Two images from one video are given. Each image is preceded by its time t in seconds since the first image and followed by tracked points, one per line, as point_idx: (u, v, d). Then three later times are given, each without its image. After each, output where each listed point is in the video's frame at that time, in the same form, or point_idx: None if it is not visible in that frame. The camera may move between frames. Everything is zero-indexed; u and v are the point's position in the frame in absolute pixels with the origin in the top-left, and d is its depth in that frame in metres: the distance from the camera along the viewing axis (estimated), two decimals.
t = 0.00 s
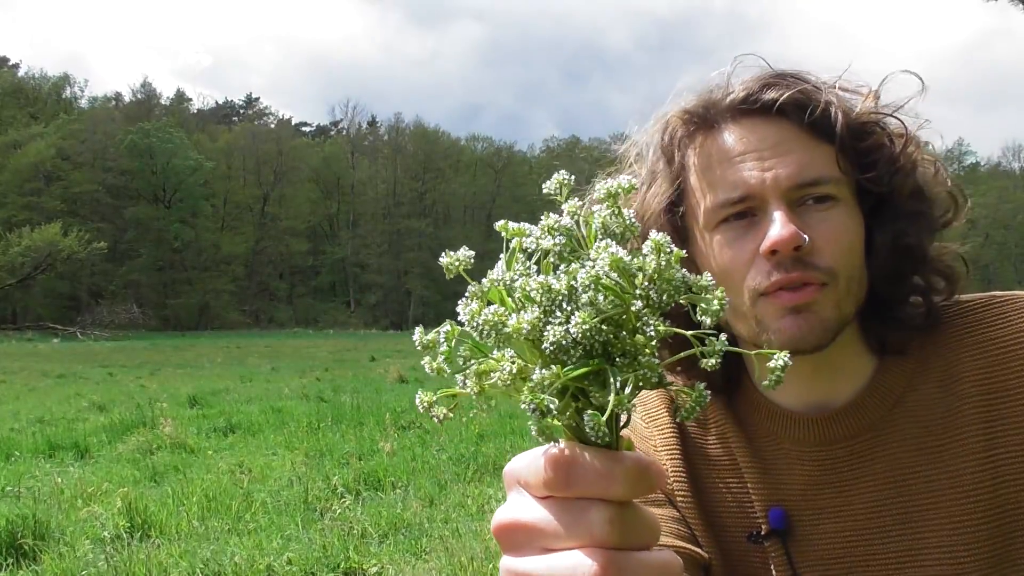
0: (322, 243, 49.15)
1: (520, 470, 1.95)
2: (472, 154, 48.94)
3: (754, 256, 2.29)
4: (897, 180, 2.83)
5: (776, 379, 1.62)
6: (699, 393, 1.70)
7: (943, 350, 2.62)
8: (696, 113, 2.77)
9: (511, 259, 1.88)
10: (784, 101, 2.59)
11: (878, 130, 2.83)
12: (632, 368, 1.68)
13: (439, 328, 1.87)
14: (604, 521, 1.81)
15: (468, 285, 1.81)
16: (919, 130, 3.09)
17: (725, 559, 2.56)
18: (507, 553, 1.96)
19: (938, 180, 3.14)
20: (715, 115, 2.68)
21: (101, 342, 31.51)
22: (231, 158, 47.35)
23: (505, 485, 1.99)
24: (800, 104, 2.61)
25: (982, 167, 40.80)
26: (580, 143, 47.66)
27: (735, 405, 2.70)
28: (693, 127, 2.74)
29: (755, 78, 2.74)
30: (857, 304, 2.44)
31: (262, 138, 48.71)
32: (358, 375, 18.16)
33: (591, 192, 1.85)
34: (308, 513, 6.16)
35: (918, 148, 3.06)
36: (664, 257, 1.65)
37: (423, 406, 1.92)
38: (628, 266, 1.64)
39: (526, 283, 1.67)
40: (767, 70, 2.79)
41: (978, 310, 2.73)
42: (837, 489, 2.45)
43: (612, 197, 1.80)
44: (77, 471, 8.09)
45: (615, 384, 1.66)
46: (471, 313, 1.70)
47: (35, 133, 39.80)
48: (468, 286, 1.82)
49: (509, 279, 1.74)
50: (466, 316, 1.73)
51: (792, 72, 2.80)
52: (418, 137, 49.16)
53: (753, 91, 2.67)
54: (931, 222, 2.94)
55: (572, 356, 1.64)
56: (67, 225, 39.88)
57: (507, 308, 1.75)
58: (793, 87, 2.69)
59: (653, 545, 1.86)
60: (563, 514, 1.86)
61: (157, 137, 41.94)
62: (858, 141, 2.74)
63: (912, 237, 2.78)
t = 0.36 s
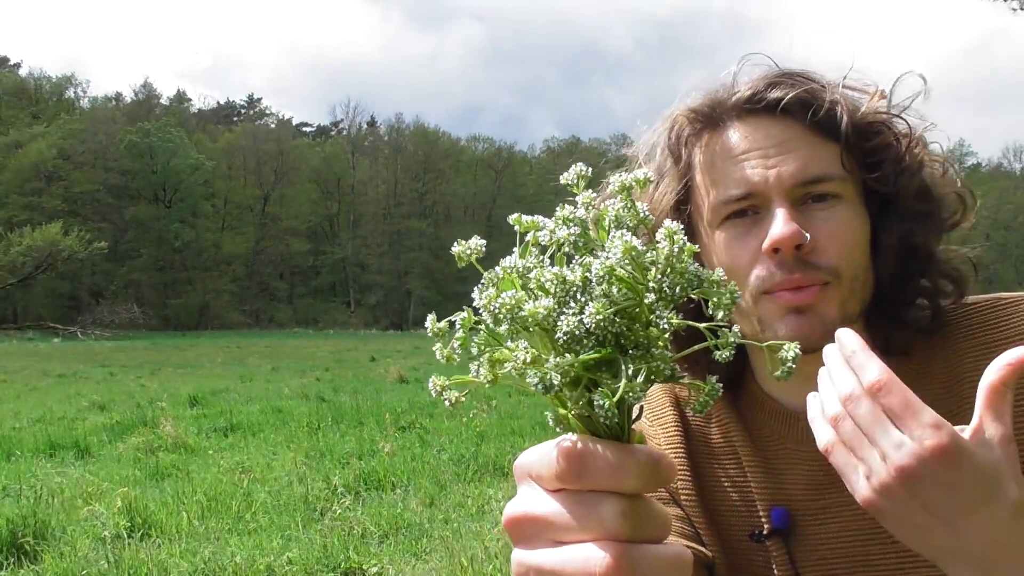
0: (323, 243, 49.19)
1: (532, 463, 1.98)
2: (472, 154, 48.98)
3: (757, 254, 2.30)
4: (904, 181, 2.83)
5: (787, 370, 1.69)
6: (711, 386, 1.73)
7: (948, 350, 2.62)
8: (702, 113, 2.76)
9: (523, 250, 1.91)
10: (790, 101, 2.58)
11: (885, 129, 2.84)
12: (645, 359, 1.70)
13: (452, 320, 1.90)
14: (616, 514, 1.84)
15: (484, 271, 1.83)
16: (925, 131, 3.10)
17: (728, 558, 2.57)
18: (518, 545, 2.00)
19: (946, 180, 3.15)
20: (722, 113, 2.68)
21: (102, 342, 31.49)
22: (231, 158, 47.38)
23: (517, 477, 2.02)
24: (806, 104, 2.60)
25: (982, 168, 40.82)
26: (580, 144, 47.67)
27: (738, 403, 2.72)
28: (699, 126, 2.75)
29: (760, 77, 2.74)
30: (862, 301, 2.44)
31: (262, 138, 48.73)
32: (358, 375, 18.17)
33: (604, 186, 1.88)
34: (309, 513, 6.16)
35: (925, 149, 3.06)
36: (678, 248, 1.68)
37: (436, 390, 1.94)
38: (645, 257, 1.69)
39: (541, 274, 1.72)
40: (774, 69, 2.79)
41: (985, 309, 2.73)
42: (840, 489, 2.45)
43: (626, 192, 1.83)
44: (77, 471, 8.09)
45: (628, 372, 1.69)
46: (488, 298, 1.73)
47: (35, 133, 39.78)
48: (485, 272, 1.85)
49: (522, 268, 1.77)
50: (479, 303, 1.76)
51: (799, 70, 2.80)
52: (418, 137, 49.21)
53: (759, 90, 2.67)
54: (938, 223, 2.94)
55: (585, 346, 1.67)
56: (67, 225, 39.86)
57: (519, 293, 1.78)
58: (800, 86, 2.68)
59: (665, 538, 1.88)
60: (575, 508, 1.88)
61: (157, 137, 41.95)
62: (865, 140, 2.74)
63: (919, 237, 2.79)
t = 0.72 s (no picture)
0: (323, 243, 49.25)
1: (503, 466, 1.98)
2: (472, 155, 49.02)
3: (744, 259, 2.32)
4: (891, 186, 2.82)
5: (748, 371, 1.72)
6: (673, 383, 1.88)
7: (938, 351, 2.63)
8: (690, 121, 2.75)
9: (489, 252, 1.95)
10: (777, 109, 2.58)
11: (873, 137, 2.83)
12: (606, 360, 1.76)
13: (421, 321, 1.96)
14: (585, 513, 1.85)
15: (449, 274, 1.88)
16: (910, 136, 3.11)
17: (724, 561, 2.56)
18: (494, 547, 1.99)
19: (933, 185, 3.13)
20: (709, 121, 2.68)
21: (102, 341, 31.49)
22: (232, 158, 47.35)
23: (491, 481, 2.02)
24: (792, 111, 2.60)
25: (981, 170, 40.81)
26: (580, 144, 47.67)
27: (731, 408, 2.74)
28: (687, 134, 2.74)
29: (747, 87, 2.73)
30: (851, 305, 2.45)
31: (263, 138, 48.69)
32: (358, 376, 18.17)
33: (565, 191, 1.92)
34: (308, 513, 6.16)
35: (911, 153, 3.06)
36: (635, 249, 1.72)
37: (407, 385, 1.97)
38: (607, 262, 1.73)
39: (504, 278, 1.77)
40: (762, 78, 2.78)
41: (976, 312, 2.73)
42: (834, 490, 2.45)
43: (588, 194, 1.85)
44: (77, 470, 8.08)
45: (588, 373, 1.74)
46: (448, 300, 1.77)
47: (36, 132, 39.73)
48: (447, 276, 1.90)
49: (483, 271, 1.83)
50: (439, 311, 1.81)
51: (786, 79, 2.79)
52: (418, 137, 49.26)
53: (744, 98, 2.66)
54: (925, 228, 2.96)
55: (546, 347, 1.71)
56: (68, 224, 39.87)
57: (483, 295, 1.82)
58: (788, 94, 2.68)
59: (636, 536, 1.90)
60: (545, 509, 1.89)
61: (157, 136, 41.96)
62: (852, 147, 2.74)
63: (905, 241, 2.81)
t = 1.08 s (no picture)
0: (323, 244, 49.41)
1: (511, 474, 1.97)
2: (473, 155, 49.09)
3: (751, 265, 2.32)
4: (902, 193, 2.81)
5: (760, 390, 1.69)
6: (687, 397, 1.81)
7: (944, 358, 2.62)
8: (700, 120, 2.74)
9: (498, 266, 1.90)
10: (793, 114, 2.58)
11: (886, 142, 2.83)
12: (617, 374, 1.70)
13: (427, 335, 1.92)
14: (594, 525, 1.84)
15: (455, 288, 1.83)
16: (923, 141, 3.10)
17: (721, 562, 2.55)
18: (499, 558, 1.98)
19: (943, 188, 3.12)
20: (719, 121, 2.67)
21: (103, 341, 31.55)
22: (232, 158, 47.38)
23: (496, 490, 2.02)
24: (807, 116, 2.60)
25: (981, 171, 40.88)
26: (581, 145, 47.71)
27: (734, 408, 2.73)
28: (697, 133, 2.73)
29: (762, 87, 2.72)
30: (857, 312, 2.46)
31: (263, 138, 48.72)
32: (358, 376, 18.18)
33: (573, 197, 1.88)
34: (308, 514, 6.15)
35: (922, 157, 3.05)
36: (645, 262, 1.68)
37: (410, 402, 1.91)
38: (618, 272, 1.69)
39: (512, 290, 1.71)
40: (773, 78, 2.79)
41: (982, 320, 2.73)
42: (835, 494, 2.46)
43: (596, 203, 1.84)
44: (78, 469, 8.09)
45: (599, 390, 1.69)
46: (456, 319, 1.75)
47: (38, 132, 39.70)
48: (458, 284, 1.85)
49: (492, 283, 1.78)
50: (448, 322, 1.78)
51: (798, 80, 2.79)
52: (419, 138, 49.31)
53: (758, 100, 2.67)
54: (935, 232, 2.95)
55: (557, 362, 1.68)
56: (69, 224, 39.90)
57: (492, 310, 1.79)
58: (803, 97, 2.68)
59: (644, 547, 1.89)
60: (553, 520, 1.88)
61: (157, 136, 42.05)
62: (864, 152, 2.73)
63: (912, 248, 2.79)
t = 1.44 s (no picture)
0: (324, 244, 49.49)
1: (523, 478, 1.99)
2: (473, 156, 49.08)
3: (742, 260, 2.32)
4: (894, 188, 2.82)
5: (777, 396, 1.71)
6: (702, 404, 1.77)
7: (945, 359, 2.63)
8: (691, 120, 2.77)
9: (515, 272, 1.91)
10: (778, 109, 2.59)
11: (877, 136, 2.85)
12: (636, 381, 1.73)
13: (442, 340, 1.92)
14: (607, 532, 1.86)
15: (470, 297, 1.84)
16: (919, 139, 3.11)
17: (724, 563, 2.58)
18: (509, 561, 2.01)
19: (941, 185, 3.13)
20: (710, 120, 2.70)
21: (104, 341, 31.61)
22: (233, 158, 47.32)
23: (507, 494, 2.04)
24: (793, 110, 2.61)
25: (980, 172, 40.91)
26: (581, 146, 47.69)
27: (735, 410, 2.75)
28: (689, 133, 2.76)
29: (750, 86, 2.74)
30: (850, 309, 2.46)
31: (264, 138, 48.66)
32: (358, 376, 18.17)
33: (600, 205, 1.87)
34: (310, 515, 6.16)
35: (917, 154, 3.05)
36: (668, 263, 1.70)
37: (425, 405, 1.87)
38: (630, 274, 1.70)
39: (531, 295, 1.72)
40: (763, 77, 2.80)
41: (984, 319, 2.73)
42: (838, 497, 2.46)
43: (615, 213, 1.84)
44: (79, 470, 8.11)
45: (618, 397, 1.72)
46: (475, 327, 1.77)
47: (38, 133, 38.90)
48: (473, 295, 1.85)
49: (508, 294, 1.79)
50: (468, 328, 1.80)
51: (787, 78, 2.80)
52: (420, 138, 49.28)
53: (746, 97, 2.68)
54: (933, 229, 2.96)
55: (574, 369, 1.68)
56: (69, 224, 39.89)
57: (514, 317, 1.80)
58: (791, 94, 2.69)
59: (656, 553, 1.91)
60: (568, 525, 1.89)
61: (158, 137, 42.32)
62: (856, 147, 2.74)
63: (909, 243, 2.80)
